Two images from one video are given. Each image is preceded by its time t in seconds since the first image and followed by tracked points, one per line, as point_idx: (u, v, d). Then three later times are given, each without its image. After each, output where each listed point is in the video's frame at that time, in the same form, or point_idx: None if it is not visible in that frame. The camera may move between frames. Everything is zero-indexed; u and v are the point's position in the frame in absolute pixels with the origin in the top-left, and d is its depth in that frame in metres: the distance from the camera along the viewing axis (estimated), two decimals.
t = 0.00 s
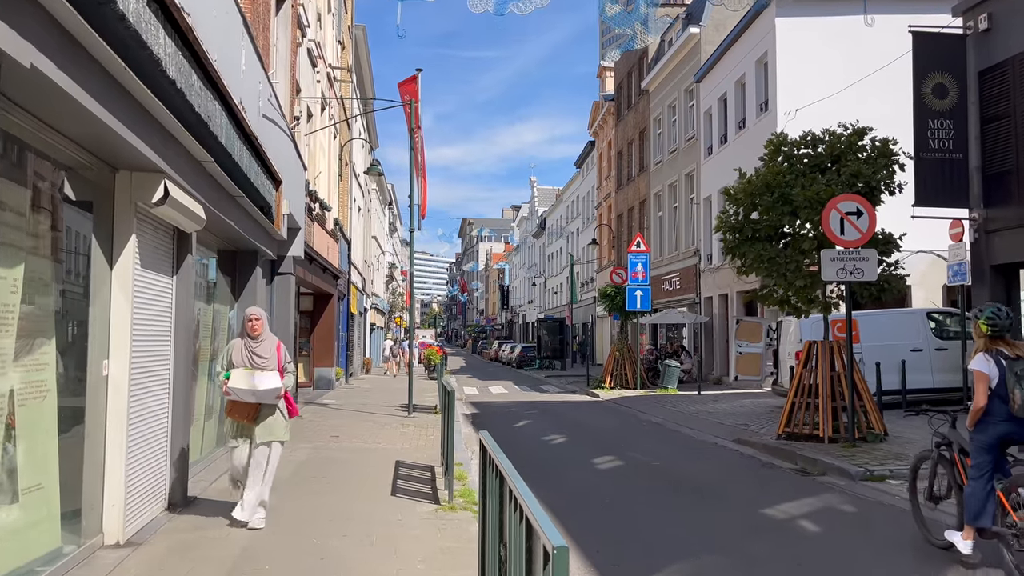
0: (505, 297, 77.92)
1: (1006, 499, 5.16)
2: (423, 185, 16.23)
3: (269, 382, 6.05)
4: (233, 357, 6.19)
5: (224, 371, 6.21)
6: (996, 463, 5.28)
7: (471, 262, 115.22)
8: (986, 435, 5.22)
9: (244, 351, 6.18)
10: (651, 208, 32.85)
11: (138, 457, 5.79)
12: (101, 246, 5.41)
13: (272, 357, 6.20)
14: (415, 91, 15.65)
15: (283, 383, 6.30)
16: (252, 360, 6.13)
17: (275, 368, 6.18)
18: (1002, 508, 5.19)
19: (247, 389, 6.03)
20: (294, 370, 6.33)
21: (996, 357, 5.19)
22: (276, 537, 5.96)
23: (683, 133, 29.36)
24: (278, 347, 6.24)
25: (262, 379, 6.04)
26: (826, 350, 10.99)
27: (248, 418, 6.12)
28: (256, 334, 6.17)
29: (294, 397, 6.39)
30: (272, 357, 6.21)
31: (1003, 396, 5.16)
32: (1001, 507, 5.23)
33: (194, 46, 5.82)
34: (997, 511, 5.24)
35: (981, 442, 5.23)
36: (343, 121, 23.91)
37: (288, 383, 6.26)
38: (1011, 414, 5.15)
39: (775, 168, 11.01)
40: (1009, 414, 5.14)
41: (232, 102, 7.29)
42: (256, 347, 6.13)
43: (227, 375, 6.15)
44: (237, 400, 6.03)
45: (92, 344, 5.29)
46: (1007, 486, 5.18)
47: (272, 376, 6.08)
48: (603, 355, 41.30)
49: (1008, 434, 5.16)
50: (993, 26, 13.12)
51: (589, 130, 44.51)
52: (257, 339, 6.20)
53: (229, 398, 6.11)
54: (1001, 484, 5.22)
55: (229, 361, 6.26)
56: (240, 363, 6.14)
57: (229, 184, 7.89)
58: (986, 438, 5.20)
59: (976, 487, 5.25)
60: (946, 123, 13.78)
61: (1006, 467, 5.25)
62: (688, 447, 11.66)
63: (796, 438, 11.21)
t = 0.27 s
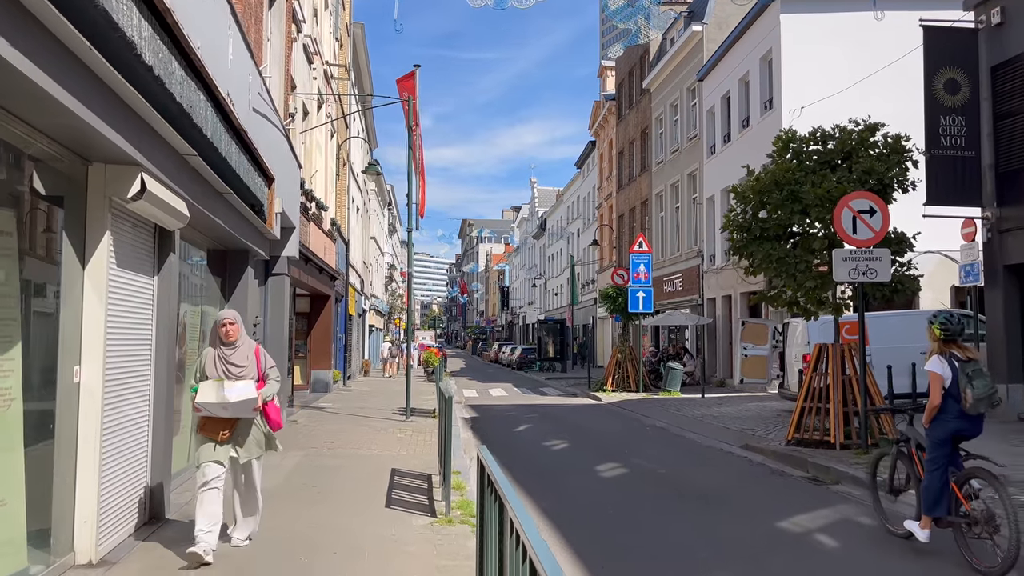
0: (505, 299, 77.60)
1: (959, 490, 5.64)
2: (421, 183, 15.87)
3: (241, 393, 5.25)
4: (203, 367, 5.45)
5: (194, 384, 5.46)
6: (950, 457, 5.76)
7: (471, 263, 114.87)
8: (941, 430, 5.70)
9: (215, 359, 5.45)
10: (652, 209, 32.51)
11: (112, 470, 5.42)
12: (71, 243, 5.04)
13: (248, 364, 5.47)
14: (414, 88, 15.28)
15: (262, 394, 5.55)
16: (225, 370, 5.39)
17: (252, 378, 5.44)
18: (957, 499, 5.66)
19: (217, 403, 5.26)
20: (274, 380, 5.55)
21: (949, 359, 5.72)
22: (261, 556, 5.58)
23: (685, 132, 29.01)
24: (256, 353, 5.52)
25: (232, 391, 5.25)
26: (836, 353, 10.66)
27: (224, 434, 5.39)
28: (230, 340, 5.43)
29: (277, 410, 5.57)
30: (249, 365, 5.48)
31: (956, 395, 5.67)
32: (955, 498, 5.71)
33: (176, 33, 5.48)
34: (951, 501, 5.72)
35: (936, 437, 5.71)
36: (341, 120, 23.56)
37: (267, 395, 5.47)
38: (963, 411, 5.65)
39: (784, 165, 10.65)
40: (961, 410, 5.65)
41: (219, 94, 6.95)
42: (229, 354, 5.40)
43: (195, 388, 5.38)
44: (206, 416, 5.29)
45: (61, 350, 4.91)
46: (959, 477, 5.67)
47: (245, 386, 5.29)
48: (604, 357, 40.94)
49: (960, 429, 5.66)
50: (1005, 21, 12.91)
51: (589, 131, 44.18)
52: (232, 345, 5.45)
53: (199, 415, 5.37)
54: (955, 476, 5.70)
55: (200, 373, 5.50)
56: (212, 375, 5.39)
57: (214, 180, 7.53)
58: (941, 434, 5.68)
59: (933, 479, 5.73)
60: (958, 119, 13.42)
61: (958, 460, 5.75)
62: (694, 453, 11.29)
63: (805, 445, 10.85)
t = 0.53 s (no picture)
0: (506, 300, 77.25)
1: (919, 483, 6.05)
2: (421, 183, 15.54)
3: (222, 401, 4.38)
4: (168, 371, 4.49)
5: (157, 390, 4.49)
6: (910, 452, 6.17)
7: (472, 264, 114.52)
8: (902, 427, 6.09)
9: (182, 362, 4.51)
10: (655, 209, 32.18)
11: (90, 482, 5.11)
12: (47, 242, 4.72)
13: (221, 368, 4.57)
14: (414, 85, 14.96)
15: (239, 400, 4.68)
16: (197, 374, 4.47)
17: (227, 383, 4.55)
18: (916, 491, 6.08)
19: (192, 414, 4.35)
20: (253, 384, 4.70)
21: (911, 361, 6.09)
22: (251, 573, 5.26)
23: (689, 131, 28.69)
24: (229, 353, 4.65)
25: (210, 398, 4.35)
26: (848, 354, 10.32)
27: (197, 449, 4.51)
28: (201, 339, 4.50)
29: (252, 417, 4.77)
30: (223, 368, 4.59)
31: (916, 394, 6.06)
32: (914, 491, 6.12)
33: (160, 19, 5.16)
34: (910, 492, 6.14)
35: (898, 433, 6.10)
36: (340, 119, 23.24)
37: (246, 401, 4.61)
38: (923, 409, 6.04)
39: (796, 162, 10.32)
40: (922, 409, 6.04)
41: (209, 86, 6.65)
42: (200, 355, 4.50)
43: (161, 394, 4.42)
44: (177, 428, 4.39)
45: (36, 355, 4.59)
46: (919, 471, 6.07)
47: (225, 393, 4.42)
48: (606, 359, 40.59)
49: (921, 426, 6.05)
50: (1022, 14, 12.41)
51: (591, 131, 43.85)
52: (201, 345, 4.52)
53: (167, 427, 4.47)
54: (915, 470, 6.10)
55: (163, 377, 4.54)
56: (180, 381, 4.46)
57: (205, 176, 7.21)
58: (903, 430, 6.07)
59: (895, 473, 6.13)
60: (972, 116, 13.07)
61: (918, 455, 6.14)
62: (703, 459, 10.96)
63: (818, 451, 10.53)
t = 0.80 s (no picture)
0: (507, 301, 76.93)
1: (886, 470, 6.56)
2: (423, 179, 15.22)
3: (198, 420, 3.76)
4: (132, 381, 3.86)
5: (121, 403, 3.86)
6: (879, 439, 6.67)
7: (473, 265, 114.22)
8: (871, 420, 6.62)
9: (151, 370, 3.87)
10: (659, 209, 31.84)
11: (68, 491, 4.78)
12: (21, 232, 4.40)
13: (196, 376, 3.93)
14: (415, 79, 14.64)
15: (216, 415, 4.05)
16: (167, 385, 3.84)
17: (201, 394, 3.92)
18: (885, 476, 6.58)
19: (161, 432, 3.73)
20: (232, 396, 4.07)
21: (879, 359, 6.64)
22: None
23: (693, 130, 28.35)
24: (205, 359, 3.98)
25: (185, 415, 3.74)
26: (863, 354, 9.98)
27: (160, 474, 3.89)
28: (172, 343, 3.87)
29: (228, 433, 4.15)
30: (197, 376, 3.95)
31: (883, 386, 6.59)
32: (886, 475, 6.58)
33: None
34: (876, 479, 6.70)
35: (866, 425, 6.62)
36: (340, 116, 22.92)
37: (225, 416, 3.99)
38: (890, 403, 6.58)
39: (810, 156, 9.99)
40: (889, 403, 6.59)
41: (201, 71, 6.32)
42: (171, 361, 3.86)
43: (127, 408, 3.80)
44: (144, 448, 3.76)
45: (9, 354, 4.26)
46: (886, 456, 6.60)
47: (202, 409, 3.80)
48: (608, 360, 40.25)
49: (886, 418, 6.61)
50: None
51: (594, 130, 43.51)
52: (171, 351, 3.89)
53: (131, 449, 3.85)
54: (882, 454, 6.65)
55: (129, 388, 3.90)
56: (144, 393, 3.84)
57: (197, 167, 6.89)
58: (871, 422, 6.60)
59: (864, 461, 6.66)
60: (988, 110, 12.72)
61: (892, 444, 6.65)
62: (714, 463, 10.61)
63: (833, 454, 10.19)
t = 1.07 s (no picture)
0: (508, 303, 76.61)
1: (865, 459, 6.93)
2: (423, 178, 14.91)
3: (138, 434, 3.09)
4: (76, 386, 3.25)
5: (61, 413, 3.25)
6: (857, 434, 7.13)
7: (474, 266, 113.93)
8: (837, 416, 7.19)
9: (98, 373, 3.27)
10: (662, 209, 31.54)
11: (41, 505, 4.48)
12: None
13: (151, 381, 3.32)
14: (415, 76, 14.33)
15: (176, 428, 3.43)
16: (114, 389, 3.24)
17: (158, 403, 3.31)
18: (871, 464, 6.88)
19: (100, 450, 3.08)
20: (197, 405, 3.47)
21: (846, 360, 7.26)
22: None
23: (697, 129, 28.05)
24: (164, 361, 3.38)
25: (123, 430, 3.08)
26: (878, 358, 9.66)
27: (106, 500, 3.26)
28: (123, 340, 3.28)
29: (193, 449, 3.54)
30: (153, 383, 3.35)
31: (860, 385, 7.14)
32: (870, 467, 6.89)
33: None
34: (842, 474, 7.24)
35: (833, 421, 7.21)
36: (339, 115, 22.62)
37: (184, 430, 3.35)
38: (854, 401, 7.16)
39: (823, 152, 9.66)
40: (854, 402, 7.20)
41: (190, 61, 6.01)
42: (121, 363, 3.26)
43: (64, 421, 3.17)
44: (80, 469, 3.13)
45: None
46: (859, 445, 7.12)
47: (149, 421, 3.15)
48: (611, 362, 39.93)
49: (852, 416, 7.20)
50: None
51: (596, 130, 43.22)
52: (121, 349, 3.29)
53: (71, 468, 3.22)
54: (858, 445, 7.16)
55: (72, 395, 3.30)
56: (86, 400, 3.22)
57: (187, 161, 6.59)
58: (837, 419, 7.18)
59: (832, 456, 7.20)
60: (1002, 106, 12.40)
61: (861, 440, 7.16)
62: (723, 469, 10.29)
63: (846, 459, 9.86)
